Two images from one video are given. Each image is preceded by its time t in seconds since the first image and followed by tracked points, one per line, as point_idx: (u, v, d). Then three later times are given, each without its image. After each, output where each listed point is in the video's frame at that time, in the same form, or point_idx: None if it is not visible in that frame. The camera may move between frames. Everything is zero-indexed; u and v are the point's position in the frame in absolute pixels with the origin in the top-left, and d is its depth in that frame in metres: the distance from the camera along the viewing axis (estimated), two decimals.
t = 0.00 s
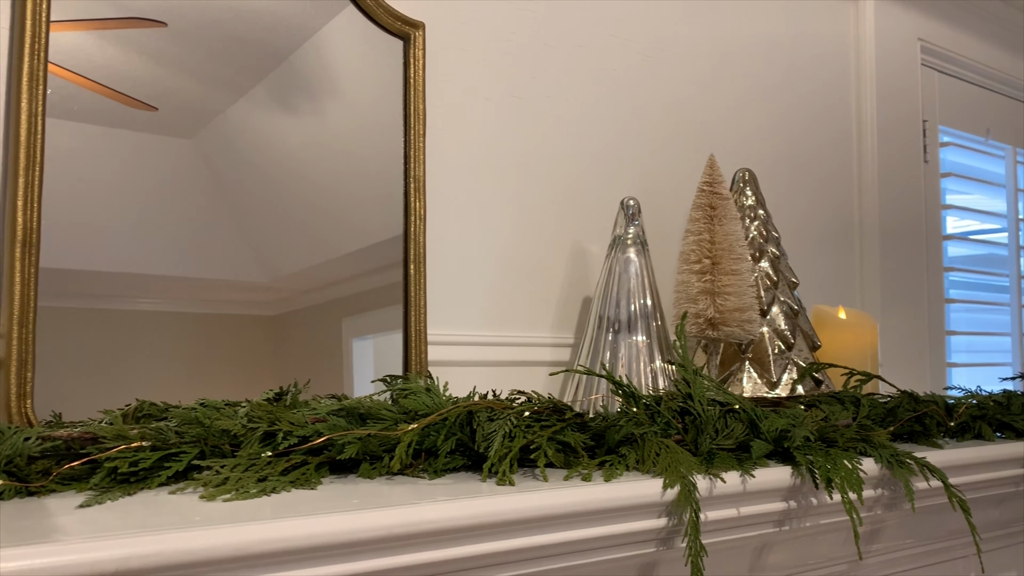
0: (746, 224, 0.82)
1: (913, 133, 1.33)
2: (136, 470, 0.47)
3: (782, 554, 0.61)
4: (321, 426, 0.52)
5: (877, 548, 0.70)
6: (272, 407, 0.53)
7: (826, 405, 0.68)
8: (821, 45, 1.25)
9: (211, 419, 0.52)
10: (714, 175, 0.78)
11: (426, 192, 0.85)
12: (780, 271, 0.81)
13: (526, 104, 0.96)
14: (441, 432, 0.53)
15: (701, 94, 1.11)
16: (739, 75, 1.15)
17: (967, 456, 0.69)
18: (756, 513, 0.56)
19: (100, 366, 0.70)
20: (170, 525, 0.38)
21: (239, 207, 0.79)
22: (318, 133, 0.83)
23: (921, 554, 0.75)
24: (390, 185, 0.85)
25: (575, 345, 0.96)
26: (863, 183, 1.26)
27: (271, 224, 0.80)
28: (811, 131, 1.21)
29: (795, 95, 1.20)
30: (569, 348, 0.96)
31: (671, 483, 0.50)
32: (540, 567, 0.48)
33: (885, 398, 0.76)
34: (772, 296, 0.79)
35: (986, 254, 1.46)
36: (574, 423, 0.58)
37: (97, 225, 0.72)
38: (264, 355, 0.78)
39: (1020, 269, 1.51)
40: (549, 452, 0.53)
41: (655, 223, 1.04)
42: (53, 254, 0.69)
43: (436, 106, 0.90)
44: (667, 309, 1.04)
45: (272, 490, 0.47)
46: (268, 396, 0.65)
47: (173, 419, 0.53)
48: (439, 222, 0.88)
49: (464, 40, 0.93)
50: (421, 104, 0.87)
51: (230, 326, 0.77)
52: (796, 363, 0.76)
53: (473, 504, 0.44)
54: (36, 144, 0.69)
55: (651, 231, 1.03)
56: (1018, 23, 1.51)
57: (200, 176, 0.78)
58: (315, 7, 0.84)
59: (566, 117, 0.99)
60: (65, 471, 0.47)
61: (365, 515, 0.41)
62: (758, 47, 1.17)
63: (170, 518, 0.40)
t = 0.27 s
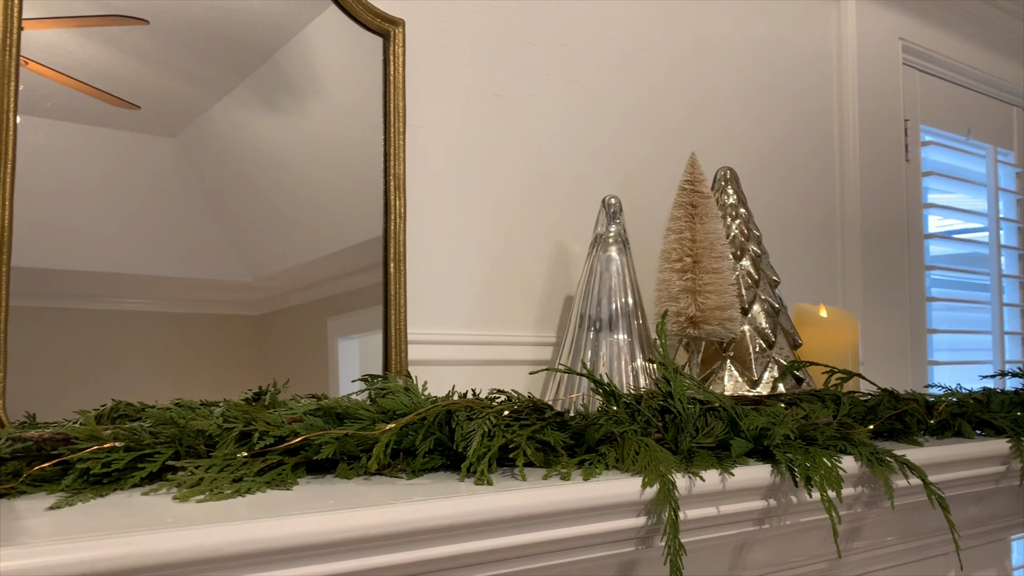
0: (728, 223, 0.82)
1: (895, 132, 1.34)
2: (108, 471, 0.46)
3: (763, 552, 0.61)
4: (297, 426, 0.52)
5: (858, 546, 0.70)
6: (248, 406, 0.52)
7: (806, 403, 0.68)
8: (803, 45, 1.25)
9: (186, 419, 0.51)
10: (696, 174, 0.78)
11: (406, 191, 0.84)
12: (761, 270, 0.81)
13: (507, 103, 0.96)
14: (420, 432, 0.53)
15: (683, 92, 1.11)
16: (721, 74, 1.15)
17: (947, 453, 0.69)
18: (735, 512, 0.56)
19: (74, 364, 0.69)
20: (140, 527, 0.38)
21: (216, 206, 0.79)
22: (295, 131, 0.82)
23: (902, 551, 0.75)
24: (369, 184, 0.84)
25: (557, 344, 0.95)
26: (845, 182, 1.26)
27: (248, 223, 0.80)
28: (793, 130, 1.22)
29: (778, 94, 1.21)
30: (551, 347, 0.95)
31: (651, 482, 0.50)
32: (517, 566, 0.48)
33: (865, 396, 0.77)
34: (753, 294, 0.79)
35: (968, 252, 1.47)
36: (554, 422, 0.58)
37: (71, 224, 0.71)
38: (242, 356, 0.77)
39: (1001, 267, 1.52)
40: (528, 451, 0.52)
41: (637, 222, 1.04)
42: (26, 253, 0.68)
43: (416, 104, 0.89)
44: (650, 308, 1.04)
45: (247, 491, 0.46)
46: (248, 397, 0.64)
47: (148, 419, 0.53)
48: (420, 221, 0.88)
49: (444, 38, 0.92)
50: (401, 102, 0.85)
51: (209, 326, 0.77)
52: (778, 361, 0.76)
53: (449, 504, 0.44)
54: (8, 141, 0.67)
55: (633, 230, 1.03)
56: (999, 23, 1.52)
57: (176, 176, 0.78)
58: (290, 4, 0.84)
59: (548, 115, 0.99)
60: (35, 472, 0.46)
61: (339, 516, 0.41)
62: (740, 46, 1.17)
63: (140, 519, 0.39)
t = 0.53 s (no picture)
0: (711, 222, 0.82)
1: (877, 131, 1.34)
2: (83, 472, 0.45)
3: (744, 551, 0.61)
4: (275, 426, 0.51)
5: (840, 544, 0.70)
6: (226, 406, 0.52)
7: (788, 402, 0.69)
8: (786, 44, 1.25)
9: (163, 419, 0.50)
10: (678, 172, 0.78)
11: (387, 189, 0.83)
12: (744, 269, 0.81)
13: (489, 101, 0.95)
14: (400, 431, 0.53)
15: (666, 91, 1.11)
16: (704, 73, 1.15)
17: (928, 451, 0.70)
18: (716, 510, 0.56)
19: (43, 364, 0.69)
20: (113, 528, 0.37)
21: (193, 205, 0.78)
22: (276, 129, 0.81)
23: (882, 549, 0.75)
24: (352, 182, 0.83)
25: (540, 342, 0.95)
26: (828, 181, 1.27)
27: (227, 222, 0.79)
28: (776, 129, 1.22)
29: (760, 93, 1.21)
30: (535, 345, 0.95)
31: (632, 480, 0.50)
32: (497, 566, 0.48)
33: (848, 394, 0.77)
34: (735, 293, 0.79)
35: (950, 251, 1.48)
36: (535, 421, 0.57)
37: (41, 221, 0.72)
38: (223, 356, 0.76)
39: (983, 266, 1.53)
40: (509, 451, 0.52)
41: (620, 221, 1.04)
42: None
43: (397, 102, 0.89)
44: (633, 307, 1.04)
45: (224, 491, 0.46)
46: (228, 397, 0.63)
47: (124, 419, 0.52)
48: (402, 220, 0.87)
49: (425, 35, 0.92)
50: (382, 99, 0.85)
51: (189, 326, 0.76)
52: (760, 360, 0.76)
53: (427, 505, 0.44)
54: None
55: (617, 229, 1.03)
56: (979, 23, 1.53)
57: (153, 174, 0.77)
58: None
59: (531, 114, 0.99)
60: (8, 473, 0.45)
61: (316, 517, 0.41)
62: (723, 46, 1.17)
63: (113, 521, 0.39)
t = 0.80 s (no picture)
0: (693, 221, 0.82)
1: (859, 131, 1.35)
2: (58, 472, 0.45)
3: (726, 549, 0.61)
4: (255, 425, 0.51)
5: (821, 542, 0.70)
6: (204, 406, 0.51)
7: (769, 400, 0.69)
8: (770, 44, 1.26)
9: (140, 419, 0.50)
10: (661, 171, 0.78)
11: (369, 187, 0.83)
12: (726, 268, 0.81)
13: (472, 99, 0.95)
14: (380, 431, 0.52)
15: (650, 90, 1.11)
16: (688, 73, 1.15)
17: (909, 449, 0.70)
18: (698, 509, 0.56)
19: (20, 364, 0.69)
20: (87, 529, 0.37)
21: (174, 203, 0.77)
22: (258, 127, 0.81)
23: (859, 547, 0.76)
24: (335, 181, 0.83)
25: (523, 342, 0.95)
26: (811, 180, 1.27)
27: (212, 221, 0.78)
28: (759, 129, 1.22)
29: (744, 93, 1.21)
30: (518, 345, 0.95)
31: (613, 479, 0.50)
32: (478, 565, 0.48)
33: (829, 393, 0.77)
34: (718, 292, 0.79)
35: (932, 251, 1.49)
36: (517, 420, 0.57)
37: (22, 218, 0.71)
38: (202, 356, 0.76)
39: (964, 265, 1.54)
40: (490, 450, 0.52)
41: (604, 220, 1.04)
42: None
43: (379, 101, 0.88)
44: (616, 306, 1.04)
45: (202, 492, 0.45)
46: (208, 396, 0.63)
47: (101, 419, 0.51)
48: (384, 219, 0.87)
49: (409, 33, 0.91)
50: (364, 97, 0.84)
51: (168, 326, 0.75)
52: (742, 358, 0.76)
53: (407, 505, 0.44)
54: None
55: (601, 228, 1.03)
56: (960, 24, 1.55)
57: (137, 171, 0.76)
58: None
59: (514, 113, 0.99)
60: None
61: (294, 517, 0.40)
62: (706, 45, 1.18)
63: (87, 522, 0.38)
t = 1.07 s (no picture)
0: (677, 221, 0.82)
1: (842, 131, 1.36)
2: (34, 474, 0.44)
3: (709, 549, 0.61)
4: (235, 426, 0.50)
5: (804, 541, 0.70)
6: (184, 407, 0.51)
7: (753, 399, 0.69)
8: (754, 44, 1.26)
9: (119, 420, 0.49)
10: (645, 171, 0.78)
11: (351, 186, 0.82)
12: (709, 267, 0.81)
13: (455, 98, 0.95)
14: (362, 432, 0.52)
15: (634, 91, 1.11)
16: (672, 73, 1.15)
17: (891, 448, 0.70)
18: (681, 509, 0.55)
19: None
20: (62, 532, 0.36)
21: (154, 201, 0.76)
22: (240, 126, 0.80)
23: (841, 545, 0.76)
24: (318, 180, 0.82)
25: (507, 341, 0.95)
26: (795, 180, 1.27)
27: (193, 220, 0.78)
28: (743, 128, 1.23)
29: (728, 93, 1.22)
30: (502, 345, 0.95)
31: (596, 479, 0.50)
32: (460, 567, 0.48)
33: (812, 392, 0.77)
34: (701, 292, 0.79)
35: (915, 251, 1.50)
36: (500, 421, 0.57)
37: None
38: (184, 356, 0.75)
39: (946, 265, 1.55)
40: (472, 450, 0.51)
41: (588, 220, 1.04)
42: None
43: (362, 99, 0.88)
44: (600, 306, 1.04)
45: (180, 493, 0.45)
46: (188, 397, 0.62)
47: (78, 420, 0.51)
48: (367, 218, 0.86)
49: (392, 32, 0.91)
50: (346, 95, 0.83)
51: (149, 326, 0.74)
52: (725, 358, 0.77)
53: (388, 506, 0.43)
54: None
55: (585, 228, 1.03)
56: (942, 24, 1.56)
57: (117, 169, 0.75)
58: None
59: (498, 113, 0.98)
60: None
61: (272, 520, 0.40)
62: (690, 45, 1.18)
63: (61, 525, 0.38)
